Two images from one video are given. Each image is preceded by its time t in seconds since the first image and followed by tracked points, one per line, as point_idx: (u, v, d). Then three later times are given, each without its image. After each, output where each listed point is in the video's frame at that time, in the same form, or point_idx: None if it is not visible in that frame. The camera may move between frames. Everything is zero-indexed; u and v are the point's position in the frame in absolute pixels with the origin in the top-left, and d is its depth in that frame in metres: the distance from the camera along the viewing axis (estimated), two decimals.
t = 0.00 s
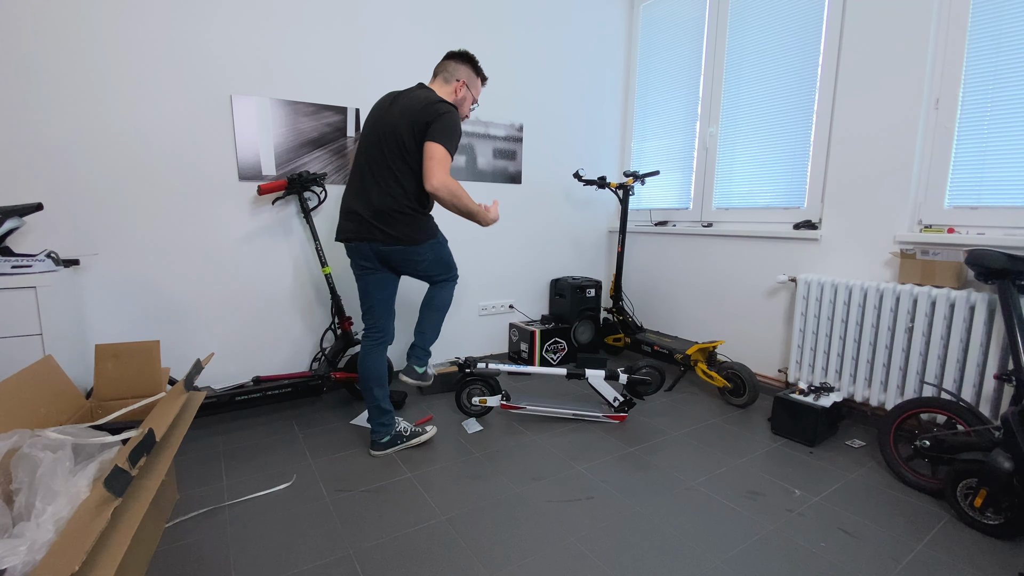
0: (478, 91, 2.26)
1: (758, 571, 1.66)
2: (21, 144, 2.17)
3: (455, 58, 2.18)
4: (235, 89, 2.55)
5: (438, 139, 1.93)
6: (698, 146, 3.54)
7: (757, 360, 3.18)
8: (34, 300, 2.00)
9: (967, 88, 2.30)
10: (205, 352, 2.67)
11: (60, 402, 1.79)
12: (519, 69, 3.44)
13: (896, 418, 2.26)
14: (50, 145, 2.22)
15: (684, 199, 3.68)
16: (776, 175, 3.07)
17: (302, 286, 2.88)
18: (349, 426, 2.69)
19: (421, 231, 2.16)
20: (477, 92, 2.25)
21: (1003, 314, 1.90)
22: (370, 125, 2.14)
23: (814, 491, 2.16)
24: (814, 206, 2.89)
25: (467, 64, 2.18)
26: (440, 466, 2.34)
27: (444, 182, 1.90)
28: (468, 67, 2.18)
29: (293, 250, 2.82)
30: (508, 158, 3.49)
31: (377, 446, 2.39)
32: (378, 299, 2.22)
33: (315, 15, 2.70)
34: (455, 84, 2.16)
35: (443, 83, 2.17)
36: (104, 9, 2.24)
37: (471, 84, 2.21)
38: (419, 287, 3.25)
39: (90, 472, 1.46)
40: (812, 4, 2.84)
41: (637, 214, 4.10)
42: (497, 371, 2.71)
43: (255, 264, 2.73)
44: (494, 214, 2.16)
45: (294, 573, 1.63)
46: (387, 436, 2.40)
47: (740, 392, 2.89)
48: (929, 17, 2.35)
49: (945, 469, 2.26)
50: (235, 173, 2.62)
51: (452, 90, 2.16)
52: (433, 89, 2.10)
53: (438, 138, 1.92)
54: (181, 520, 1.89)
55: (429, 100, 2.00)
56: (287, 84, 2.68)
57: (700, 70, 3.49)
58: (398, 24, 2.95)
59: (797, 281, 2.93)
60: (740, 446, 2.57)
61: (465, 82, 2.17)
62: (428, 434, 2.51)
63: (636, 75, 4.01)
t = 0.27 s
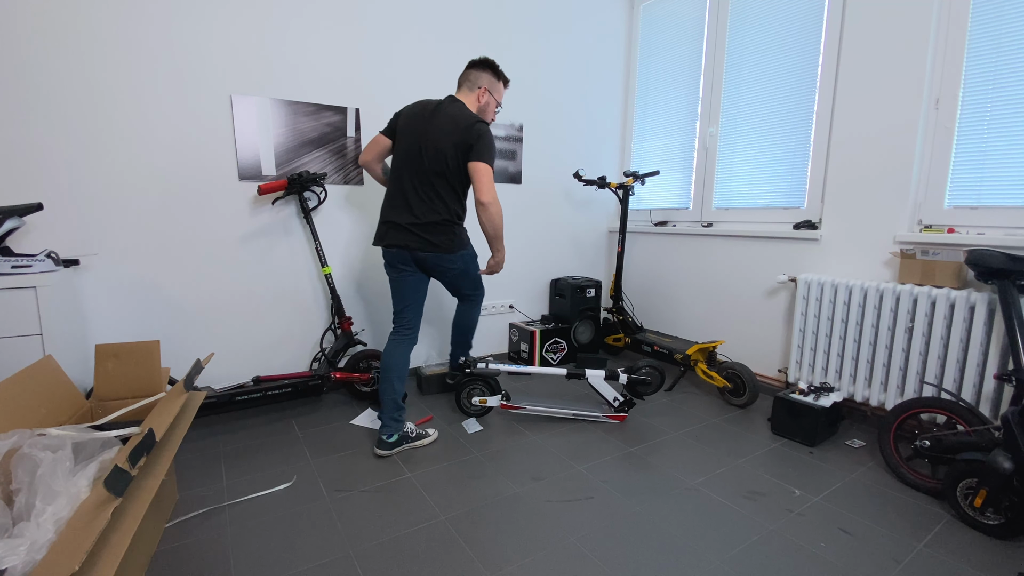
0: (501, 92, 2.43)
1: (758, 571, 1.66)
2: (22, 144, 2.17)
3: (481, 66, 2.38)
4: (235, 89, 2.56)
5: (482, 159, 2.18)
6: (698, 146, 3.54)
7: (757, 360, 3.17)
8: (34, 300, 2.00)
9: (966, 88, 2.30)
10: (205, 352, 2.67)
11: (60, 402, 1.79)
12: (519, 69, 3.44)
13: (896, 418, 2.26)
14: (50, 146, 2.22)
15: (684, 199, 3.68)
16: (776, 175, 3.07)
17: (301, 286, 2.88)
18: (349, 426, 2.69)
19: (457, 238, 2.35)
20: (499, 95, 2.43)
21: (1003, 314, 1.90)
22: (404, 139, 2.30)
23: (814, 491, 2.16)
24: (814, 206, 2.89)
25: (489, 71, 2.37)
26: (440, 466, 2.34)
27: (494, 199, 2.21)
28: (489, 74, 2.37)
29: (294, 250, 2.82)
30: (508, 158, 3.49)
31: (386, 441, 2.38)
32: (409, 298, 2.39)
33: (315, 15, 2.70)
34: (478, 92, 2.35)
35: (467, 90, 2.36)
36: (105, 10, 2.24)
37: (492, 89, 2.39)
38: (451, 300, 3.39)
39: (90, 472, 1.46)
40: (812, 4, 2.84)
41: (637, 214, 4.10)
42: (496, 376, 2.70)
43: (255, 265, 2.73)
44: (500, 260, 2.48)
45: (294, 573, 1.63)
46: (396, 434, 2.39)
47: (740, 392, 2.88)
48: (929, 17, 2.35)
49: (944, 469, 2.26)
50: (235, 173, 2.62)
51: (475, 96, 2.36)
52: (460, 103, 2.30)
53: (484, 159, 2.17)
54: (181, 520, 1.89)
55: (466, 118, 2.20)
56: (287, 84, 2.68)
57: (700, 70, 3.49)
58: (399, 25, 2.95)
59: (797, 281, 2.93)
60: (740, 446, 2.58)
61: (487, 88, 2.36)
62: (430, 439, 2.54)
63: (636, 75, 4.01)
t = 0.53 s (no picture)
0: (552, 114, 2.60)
1: (758, 571, 1.66)
2: (22, 144, 2.17)
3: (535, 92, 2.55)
4: (235, 90, 2.56)
5: (516, 176, 2.35)
6: (698, 146, 3.54)
7: (757, 360, 3.17)
8: (34, 300, 2.00)
9: (966, 88, 2.30)
10: (205, 352, 2.67)
11: (60, 403, 1.80)
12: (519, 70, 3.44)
13: (896, 418, 2.26)
14: (50, 146, 2.22)
15: (684, 199, 3.67)
16: (776, 175, 3.07)
17: (301, 286, 2.88)
18: (349, 426, 2.69)
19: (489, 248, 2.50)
20: (549, 116, 2.60)
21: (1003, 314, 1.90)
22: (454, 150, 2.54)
23: (814, 491, 2.16)
24: (814, 206, 2.89)
25: (539, 94, 2.54)
26: (441, 466, 2.35)
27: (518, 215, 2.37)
28: (540, 98, 2.54)
29: (294, 250, 2.82)
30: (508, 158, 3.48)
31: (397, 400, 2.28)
32: (436, 296, 2.57)
33: (315, 15, 2.70)
34: (526, 112, 2.54)
35: (516, 111, 2.56)
36: (105, 10, 2.24)
37: (541, 110, 2.56)
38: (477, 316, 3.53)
39: (90, 472, 1.46)
40: (812, 4, 2.84)
41: (637, 214, 4.09)
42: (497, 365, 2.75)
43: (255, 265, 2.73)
44: (515, 286, 2.50)
45: (294, 573, 1.63)
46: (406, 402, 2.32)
47: (740, 392, 2.88)
48: (929, 17, 2.35)
49: (944, 469, 2.26)
50: (235, 173, 2.62)
51: (522, 117, 2.54)
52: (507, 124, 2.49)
53: (517, 176, 2.34)
54: (181, 520, 1.89)
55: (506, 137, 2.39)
56: (287, 84, 2.67)
57: (700, 70, 3.49)
58: (399, 24, 2.95)
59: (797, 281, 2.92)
60: (740, 446, 2.58)
61: (535, 110, 2.53)
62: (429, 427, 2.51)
63: (636, 75, 4.01)
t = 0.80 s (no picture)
0: (587, 114, 2.56)
1: (758, 571, 1.66)
2: (22, 144, 2.17)
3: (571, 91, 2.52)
4: (235, 90, 2.56)
5: (529, 178, 2.37)
6: (698, 146, 3.54)
7: (757, 360, 3.17)
8: (34, 300, 2.00)
9: (966, 88, 2.30)
10: (205, 352, 2.67)
11: (60, 403, 1.80)
12: (519, 70, 3.44)
13: (896, 418, 2.26)
14: (51, 146, 2.22)
15: (684, 199, 3.67)
16: (776, 175, 3.07)
17: (301, 286, 2.88)
18: (349, 426, 2.68)
19: (500, 242, 2.62)
20: (581, 116, 2.57)
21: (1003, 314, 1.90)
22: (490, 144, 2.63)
23: (814, 491, 2.16)
24: (814, 206, 2.89)
25: (575, 94, 2.52)
26: (441, 466, 2.35)
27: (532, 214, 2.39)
28: (575, 98, 2.53)
29: (293, 250, 2.82)
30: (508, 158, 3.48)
31: (442, 313, 2.81)
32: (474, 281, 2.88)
33: (315, 15, 2.70)
34: (558, 112, 2.55)
35: (550, 110, 2.58)
36: (106, 9, 2.24)
37: (575, 110, 2.55)
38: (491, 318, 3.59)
39: (90, 472, 1.46)
40: (812, 4, 2.83)
41: (637, 214, 4.09)
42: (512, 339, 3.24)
43: (256, 265, 2.73)
44: (543, 279, 2.54)
45: (294, 573, 1.63)
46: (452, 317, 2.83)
47: (741, 392, 2.87)
48: (928, 17, 2.35)
49: (944, 469, 2.27)
50: (235, 172, 2.62)
51: (554, 116, 2.56)
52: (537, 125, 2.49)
53: (529, 179, 2.36)
54: (181, 519, 1.89)
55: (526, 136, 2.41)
56: (287, 84, 2.67)
57: (700, 70, 3.49)
58: (399, 24, 2.95)
59: (797, 281, 2.92)
60: (740, 445, 2.58)
61: (568, 110, 2.53)
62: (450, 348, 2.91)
63: (636, 74, 4.01)
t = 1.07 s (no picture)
0: (592, 117, 2.43)
1: (758, 572, 1.66)
2: (23, 144, 2.17)
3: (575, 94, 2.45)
4: (236, 90, 2.56)
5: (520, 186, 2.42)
6: (698, 145, 3.53)
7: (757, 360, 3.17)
8: (35, 300, 2.00)
9: (966, 88, 2.30)
10: (205, 351, 2.67)
11: (61, 402, 1.80)
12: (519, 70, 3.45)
13: (896, 418, 2.26)
14: (51, 146, 2.23)
15: (684, 198, 3.67)
16: (776, 175, 3.07)
17: (301, 287, 2.88)
18: (349, 426, 2.68)
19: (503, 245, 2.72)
20: (587, 118, 2.45)
21: (1003, 314, 1.90)
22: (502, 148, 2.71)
23: (813, 491, 2.16)
24: (814, 206, 2.88)
25: (582, 95, 2.42)
26: (442, 466, 2.35)
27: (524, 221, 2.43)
28: (582, 100, 2.43)
29: (293, 250, 2.81)
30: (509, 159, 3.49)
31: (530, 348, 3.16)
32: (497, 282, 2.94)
33: (316, 15, 2.70)
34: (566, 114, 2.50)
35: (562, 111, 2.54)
36: (106, 10, 2.24)
37: (582, 112, 2.45)
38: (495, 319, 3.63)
39: (90, 472, 1.46)
40: (813, 4, 2.83)
41: (638, 214, 4.09)
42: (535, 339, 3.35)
43: (256, 265, 2.73)
44: (545, 280, 2.53)
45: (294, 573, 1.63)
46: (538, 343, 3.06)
47: (741, 392, 2.86)
48: (928, 18, 2.36)
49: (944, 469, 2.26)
50: (235, 172, 2.62)
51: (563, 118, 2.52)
52: (537, 134, 2.52)
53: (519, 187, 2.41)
54: (181, 519, 1.89)
55: (518, 146, 2.46)
56: (288, 84, 2.67)
57: (700, 70, 3.49)
58: (399, 25, 2.95)
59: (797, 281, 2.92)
60: (740, 445, 2.58)
61: (574, 113, 2.46)
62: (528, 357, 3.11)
63: (636, 74, 4.01)
